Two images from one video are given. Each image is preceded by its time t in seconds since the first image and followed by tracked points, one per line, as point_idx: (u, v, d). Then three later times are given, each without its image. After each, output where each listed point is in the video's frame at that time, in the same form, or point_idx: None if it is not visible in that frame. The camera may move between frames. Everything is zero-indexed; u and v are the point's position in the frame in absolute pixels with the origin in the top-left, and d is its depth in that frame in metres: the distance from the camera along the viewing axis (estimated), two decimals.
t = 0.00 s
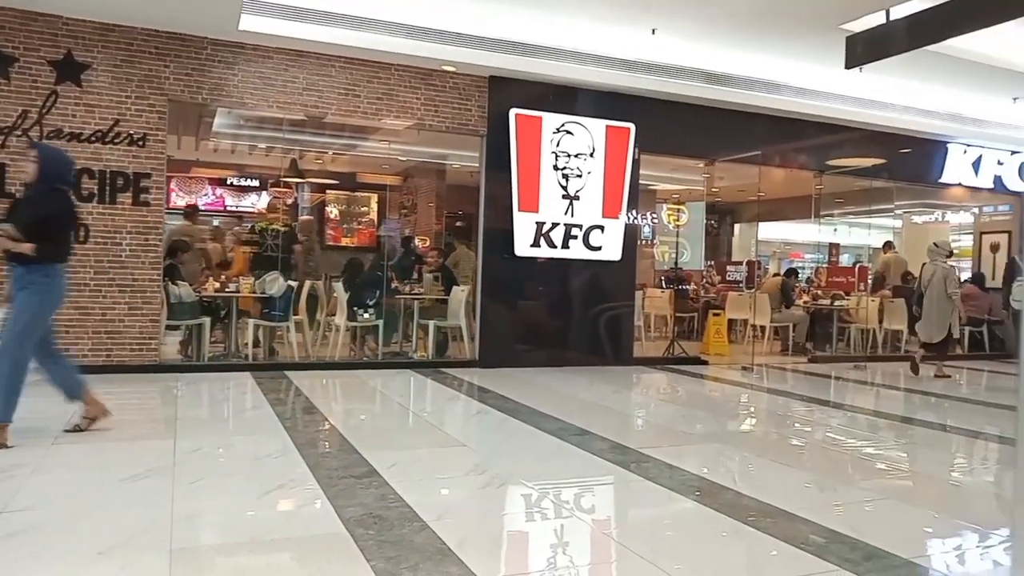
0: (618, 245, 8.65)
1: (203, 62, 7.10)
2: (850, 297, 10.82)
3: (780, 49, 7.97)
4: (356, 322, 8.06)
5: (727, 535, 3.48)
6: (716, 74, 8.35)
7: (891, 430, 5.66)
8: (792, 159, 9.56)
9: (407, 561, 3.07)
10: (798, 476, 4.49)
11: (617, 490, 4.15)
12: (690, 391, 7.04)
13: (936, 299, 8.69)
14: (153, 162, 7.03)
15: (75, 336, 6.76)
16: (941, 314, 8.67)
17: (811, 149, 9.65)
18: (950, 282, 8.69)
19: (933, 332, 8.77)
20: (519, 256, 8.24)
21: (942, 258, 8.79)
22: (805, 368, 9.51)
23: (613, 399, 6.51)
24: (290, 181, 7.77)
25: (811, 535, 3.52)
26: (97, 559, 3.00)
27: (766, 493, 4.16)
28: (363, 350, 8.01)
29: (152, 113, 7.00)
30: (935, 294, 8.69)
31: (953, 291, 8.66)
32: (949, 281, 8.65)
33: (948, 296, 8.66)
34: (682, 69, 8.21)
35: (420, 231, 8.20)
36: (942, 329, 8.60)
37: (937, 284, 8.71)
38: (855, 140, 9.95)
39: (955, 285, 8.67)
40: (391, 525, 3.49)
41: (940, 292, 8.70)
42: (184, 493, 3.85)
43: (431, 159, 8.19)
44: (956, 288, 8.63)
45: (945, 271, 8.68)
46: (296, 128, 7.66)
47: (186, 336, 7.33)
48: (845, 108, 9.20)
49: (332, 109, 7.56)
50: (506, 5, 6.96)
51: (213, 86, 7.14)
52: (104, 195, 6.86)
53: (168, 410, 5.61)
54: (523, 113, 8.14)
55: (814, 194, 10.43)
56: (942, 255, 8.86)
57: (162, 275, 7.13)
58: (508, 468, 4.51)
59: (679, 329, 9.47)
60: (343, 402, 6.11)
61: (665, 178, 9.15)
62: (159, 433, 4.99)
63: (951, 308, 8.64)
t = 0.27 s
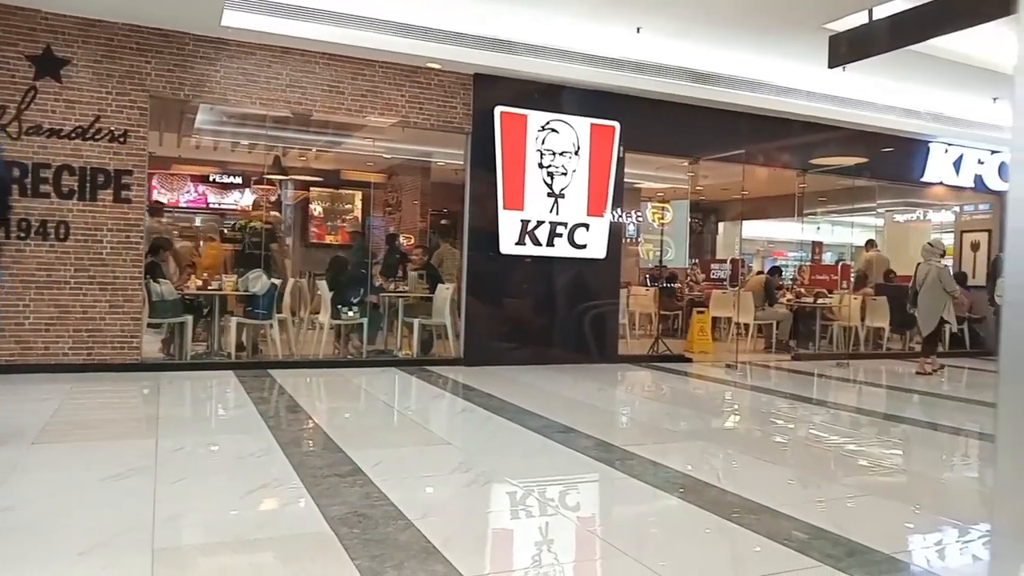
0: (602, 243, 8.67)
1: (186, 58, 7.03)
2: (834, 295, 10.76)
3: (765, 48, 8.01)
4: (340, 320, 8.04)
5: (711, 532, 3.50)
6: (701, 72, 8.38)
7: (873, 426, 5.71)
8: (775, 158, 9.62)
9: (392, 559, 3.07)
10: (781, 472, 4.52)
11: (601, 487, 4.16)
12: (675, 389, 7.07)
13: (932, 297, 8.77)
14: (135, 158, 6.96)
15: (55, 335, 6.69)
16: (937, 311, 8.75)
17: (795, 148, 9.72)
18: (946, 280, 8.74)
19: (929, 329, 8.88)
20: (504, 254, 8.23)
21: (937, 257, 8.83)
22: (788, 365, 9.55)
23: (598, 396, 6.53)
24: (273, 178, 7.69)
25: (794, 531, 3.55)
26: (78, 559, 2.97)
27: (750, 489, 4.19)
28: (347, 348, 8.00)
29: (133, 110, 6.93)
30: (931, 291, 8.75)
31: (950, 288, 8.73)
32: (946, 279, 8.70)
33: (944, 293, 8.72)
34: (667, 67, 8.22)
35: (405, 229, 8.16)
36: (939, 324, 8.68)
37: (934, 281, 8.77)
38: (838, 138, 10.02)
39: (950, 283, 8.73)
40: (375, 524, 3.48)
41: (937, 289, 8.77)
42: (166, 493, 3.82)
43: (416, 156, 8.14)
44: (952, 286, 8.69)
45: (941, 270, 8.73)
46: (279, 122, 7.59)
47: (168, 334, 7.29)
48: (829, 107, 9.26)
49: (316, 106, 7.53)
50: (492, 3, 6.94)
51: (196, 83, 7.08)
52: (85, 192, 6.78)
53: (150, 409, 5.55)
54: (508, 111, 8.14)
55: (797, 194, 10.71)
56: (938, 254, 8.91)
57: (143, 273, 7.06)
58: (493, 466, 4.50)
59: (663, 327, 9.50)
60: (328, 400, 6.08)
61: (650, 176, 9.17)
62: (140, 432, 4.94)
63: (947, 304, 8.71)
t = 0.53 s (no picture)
0: (588, 242, 8.69)
1: (169, 54, 6.97)
2: (817, 294, 11.03)
3: (749, 48, 8.05)
4: (325, 318, 8.04)
5: (696, 529, 3.52)
6: (687, 72, 8.40)
7: (856, 424, 5.76)
8: (760, 157, 9.68)
9: (377, 558, 3.06)
10: (765, 470, 4.55)
11: (587, 485, 4.17)
12: (660, 387, 7.10)
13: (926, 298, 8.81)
14: (116, 154, 6.87)
15: (35, 332, 6.60)
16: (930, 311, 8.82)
17: (778, 148, 9.79)
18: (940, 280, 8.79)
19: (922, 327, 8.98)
20: (490, 252, 8.23)
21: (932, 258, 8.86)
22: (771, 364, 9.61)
23: (583, 395, 6.54)
24: (258, 175, 7.73)
25: (778, 529, 3.57)
26: (60, 559, 2.93)
27: (734, 487, 4.22)
28: (332, 347, 7.98)
29: (116, 105, 6.85)
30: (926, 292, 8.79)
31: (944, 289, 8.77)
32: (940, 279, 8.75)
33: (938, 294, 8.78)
34: (654, 67, 8.23)
35: (391, 227, 8.20)
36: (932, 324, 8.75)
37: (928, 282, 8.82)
38: (821, 139, 10.10)
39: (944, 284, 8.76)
40: (361, 523, 3.46)
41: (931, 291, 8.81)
42: (150, 492, 3.79)
43: (401, 154, 8.19)
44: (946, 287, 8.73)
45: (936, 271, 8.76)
46: (264, 121, 7.61)
47: (150, 333, 7.21)
48: (812, 108, 9.33)
49: (301, 103, 7.47)
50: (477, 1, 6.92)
51: (179, 78, 7.01)
52: (66, 188, 6.70)
53: (133, 408, 5.50)
54: (495, 109, 8.13)
55: (781, 194, 10.78)
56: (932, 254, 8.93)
57: (125, 270, 6.97)
58: (479, 464, 4.50)
59: (648, 326, 9.53)
60: (313, 399, 6.05)
61: (635, 176, 9.19)
62: (124, 431, 4.89)
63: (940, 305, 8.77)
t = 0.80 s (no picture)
0: (574, 241, 8.70)
1: (152, 49, 6.90)
2: (801, 293, 10.89)
3: (736, 48, 8.07)
4: (309, 316, 8.09)
5: (680, 527, 3.53)
6: (673, 71, 8.42)
7: (838, 422, 5.80)
8: (745, 156, 9.72)
9: (361, 557, 3.04)
10: (748, 468, 4.57)
11: (571, 483, 4.18)
12: (645, 385, 7.12)
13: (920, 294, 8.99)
14: (98, 150, 6.80)
15: (16, 330, 6.54)
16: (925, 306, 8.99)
17: (763, 147, 9.84)
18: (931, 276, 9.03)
19: (916, 323, 9.20)
20: (475, 250, 8.22)
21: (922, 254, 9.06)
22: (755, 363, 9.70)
23: (569, 393, 6.55)
24: (242, 172, 7.87)
25: (761, 526, 3.59)
26: (39, 560, 2.90)
27: (717, 485, 4.24)
28: (317, 345, 7.99)
29: (98, 101, 6.78)
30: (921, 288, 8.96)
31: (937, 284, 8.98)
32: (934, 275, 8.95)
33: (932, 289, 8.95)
34: (641, 66, 8.23)
35: (375, 225, 8.20)
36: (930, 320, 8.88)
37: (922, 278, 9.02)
38: (805, 138, 10.15)
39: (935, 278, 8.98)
40: (345, 522, 3.45)
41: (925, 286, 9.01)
42: (130, 491, 3.76)
43: (387, 152, 8.23)
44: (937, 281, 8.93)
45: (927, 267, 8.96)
46: (248, 118, 7.58)
47: (132, 331, 7.17)
48: (798, 107, 9.38)
49: (286, 99, 7.42)
50: None
51: (162, 74, 6.94)
52: (47, 185, 6.63)
53: (114, 406, 5.45)
54: (481, 107, 8.11)
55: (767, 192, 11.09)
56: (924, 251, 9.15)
57: (108, 269, 6.92)
58: (463, 462, 4.50)
59: (633, 324, 9.57)
60: (296, 397, 6.03)
61: (620, 174, 9.20)
62: (105, 430, 4.85)
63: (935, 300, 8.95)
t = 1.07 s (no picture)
0: (559, 239, 8.71)
1: (135, 45, 6.83)
2: (784, 292, 11.14)
3: (721, 48, 8.12)
4: (294, 314, 8.07)
5: (665, 524, 3.55)
6: (657, 71, 8.46)
7: (821, 420, 5.85)
8: (729, 156, 9.79)
9: (346, 555, 3.04)
10: (732, 465, 4.61)
11: (557, 480, 4.19)
12: (630, 383, 7.15)
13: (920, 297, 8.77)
14: (80, 147, 6.74)
15: None
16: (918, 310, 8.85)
17: (747, 147, 9.91)
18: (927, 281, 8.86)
19: (910, 323, 9.11)
20: (461, 249, 8.22)
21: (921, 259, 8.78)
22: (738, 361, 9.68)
23: (554, 391, 6.57)
24: (226, 169, 7.80)
25: (744, 523, 3.62)
26: (20, 559, 2.87)
27: (701, 482, 4.27)
28: (302, 343, 7.97)
29: (80, 97, 6.71)
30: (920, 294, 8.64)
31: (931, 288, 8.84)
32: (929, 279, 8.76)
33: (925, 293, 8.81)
34: (626, 65, 8.26)
35: (360, 222, 8.23)
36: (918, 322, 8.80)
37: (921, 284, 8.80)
38: (789, 138, 10.23)
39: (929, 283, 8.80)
40: (330, 520, 3.44)
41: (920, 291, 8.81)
42: (113, 490, 3.73)
43: (372, 149, 8.22)
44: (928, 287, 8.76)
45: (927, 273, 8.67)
46: (232, 114, 7.54)
47: (115, 329, 7.12)
48: (781, 107, 9.45)
49: (270, 96, 7.37)
50: None
51: (145, 70, 6.88)
52: (27, 181, 6.55)
53: (96, 405, 5.40)
54: (466, 105, 8.10)
55: (750, 189, 10.89)
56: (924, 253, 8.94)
57: (89, 265, 6.84)
58: (449, 460, 4.50)
59: (618, 322, 9.58)
60: (281, 395, 6.00)
61: (605, 173, 9.20)
62: (87, 428, 4.81)
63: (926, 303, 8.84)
